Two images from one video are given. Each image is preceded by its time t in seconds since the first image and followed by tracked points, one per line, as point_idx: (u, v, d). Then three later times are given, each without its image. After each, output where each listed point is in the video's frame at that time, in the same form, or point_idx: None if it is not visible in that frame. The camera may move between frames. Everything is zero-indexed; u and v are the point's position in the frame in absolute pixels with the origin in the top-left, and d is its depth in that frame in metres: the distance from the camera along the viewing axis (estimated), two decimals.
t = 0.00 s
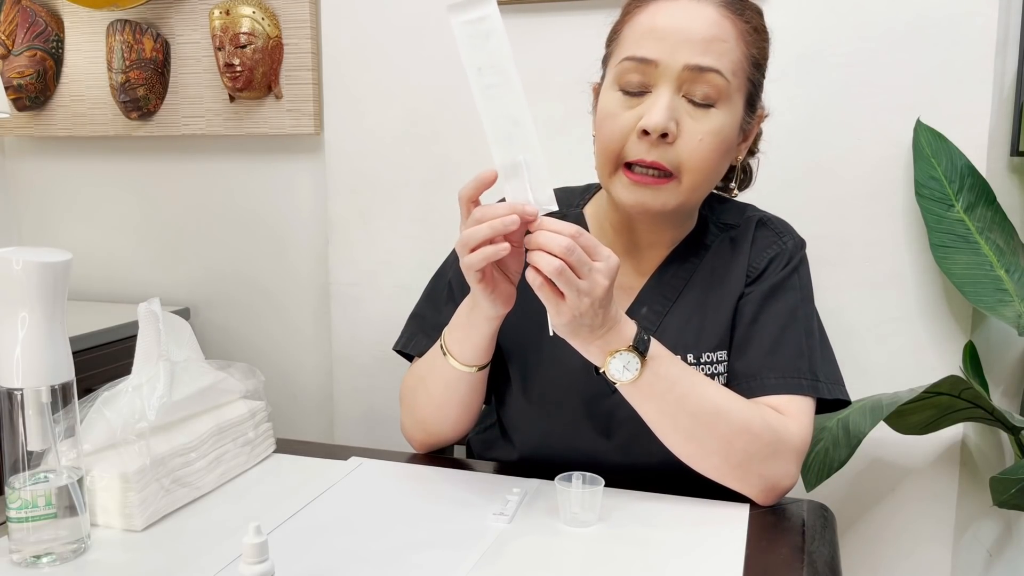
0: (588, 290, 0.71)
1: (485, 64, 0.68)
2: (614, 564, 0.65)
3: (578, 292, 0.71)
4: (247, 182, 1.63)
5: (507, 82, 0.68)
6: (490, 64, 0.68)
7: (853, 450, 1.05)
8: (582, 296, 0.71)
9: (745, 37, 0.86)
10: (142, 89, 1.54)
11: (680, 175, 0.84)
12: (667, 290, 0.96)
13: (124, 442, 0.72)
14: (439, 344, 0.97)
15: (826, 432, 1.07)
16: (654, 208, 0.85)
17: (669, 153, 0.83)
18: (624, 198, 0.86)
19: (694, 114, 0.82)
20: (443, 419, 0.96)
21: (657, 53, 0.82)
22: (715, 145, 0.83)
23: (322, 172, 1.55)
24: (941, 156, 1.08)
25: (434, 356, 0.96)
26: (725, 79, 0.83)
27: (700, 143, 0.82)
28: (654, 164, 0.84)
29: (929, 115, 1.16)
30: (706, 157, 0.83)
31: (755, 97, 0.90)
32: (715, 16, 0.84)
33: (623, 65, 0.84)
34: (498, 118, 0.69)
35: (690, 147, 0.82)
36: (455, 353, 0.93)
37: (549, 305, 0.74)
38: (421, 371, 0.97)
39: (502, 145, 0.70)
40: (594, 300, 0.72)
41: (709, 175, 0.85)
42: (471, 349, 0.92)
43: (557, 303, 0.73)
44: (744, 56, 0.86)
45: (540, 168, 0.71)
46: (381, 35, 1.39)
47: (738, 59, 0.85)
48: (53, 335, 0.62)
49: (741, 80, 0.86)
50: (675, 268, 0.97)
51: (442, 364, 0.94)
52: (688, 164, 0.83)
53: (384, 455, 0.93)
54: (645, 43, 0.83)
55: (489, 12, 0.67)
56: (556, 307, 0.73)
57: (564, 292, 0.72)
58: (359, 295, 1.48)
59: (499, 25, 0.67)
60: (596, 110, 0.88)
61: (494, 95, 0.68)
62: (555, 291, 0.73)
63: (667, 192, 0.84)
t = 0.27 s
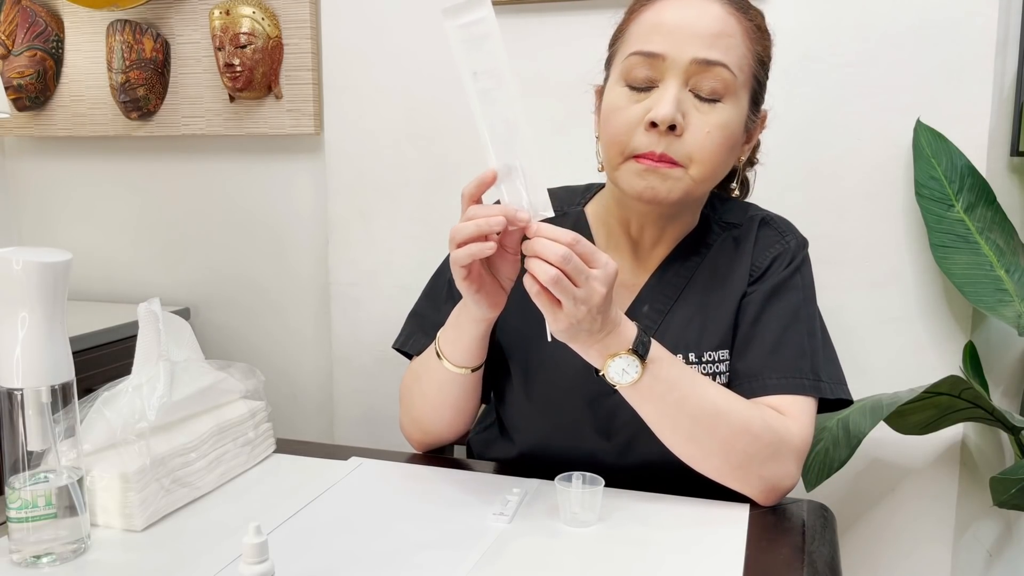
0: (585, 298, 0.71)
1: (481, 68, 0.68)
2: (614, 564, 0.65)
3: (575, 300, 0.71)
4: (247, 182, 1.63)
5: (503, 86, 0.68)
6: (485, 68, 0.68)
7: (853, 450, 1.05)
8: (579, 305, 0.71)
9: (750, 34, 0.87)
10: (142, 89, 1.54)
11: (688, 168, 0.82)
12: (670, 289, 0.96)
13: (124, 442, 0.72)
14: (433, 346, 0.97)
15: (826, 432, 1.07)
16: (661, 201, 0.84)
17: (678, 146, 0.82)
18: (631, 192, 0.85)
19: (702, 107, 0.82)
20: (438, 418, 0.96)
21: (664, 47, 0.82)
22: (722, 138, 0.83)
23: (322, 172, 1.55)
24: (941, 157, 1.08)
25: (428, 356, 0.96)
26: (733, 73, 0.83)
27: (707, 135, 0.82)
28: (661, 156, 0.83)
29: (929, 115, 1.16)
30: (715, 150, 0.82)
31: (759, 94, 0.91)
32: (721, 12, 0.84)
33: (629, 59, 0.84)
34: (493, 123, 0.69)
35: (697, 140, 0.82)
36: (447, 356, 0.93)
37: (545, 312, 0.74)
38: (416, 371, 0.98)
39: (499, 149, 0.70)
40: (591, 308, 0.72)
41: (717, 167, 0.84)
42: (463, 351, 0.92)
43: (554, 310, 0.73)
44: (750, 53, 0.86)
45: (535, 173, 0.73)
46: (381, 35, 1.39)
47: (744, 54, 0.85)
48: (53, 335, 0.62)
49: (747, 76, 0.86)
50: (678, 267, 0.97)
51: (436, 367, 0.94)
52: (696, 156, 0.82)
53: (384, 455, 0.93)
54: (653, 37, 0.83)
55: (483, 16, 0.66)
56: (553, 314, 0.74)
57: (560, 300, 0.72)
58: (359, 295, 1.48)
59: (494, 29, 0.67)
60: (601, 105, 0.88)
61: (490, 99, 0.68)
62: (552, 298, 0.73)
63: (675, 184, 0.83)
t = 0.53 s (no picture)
0: (581, 304, 0.71)
1: (472, 72, 0.66)
2: (614, 564, 0.65)
3: (572, 306, 0.71)
4: (247, 182, 1.63)
5: (494, 88, 0.67)
6: (475, 72, 0.66)
7: (853, 450, 1.05)
8: (577, 311, 0.71)
9: (742, 41, 0.86)
10: (142, 89, 1.54)
11: (676, 184, 0.84)
12: (671, 289, 0.96)
13: (124, 442, 0.72)
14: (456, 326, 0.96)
15: (826, 432, 1.07)
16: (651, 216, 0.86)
17: (665, 162, 0.83)
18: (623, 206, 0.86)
19: (689, 122, 0.82)
20: (452, 403, 0.94)
21: (650, 62, 0.82)
22: (710, 154, 0.83)
23: (322, 172, 1.55)
24: (941, 157, 1.08)
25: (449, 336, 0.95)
26: (720, 86, 0.82)
27: (694, 152, 0.82)
28: (650, 173, 0.84)
29: (929, 115, 1.16)
30: (702, 166, 0.83)
31: (754, 100, 0.90)
32: (708, 22, 0.83)
33: (618, 73, 0.84)
34: (487, 127, 0.69)
35: (686, 156, 0.82)
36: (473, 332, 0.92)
37: (543, 318, 0.74)
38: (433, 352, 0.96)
39: (495, 154, 0.70)
40: (589, 313, 0.72)
41: (705, 183, 0.85)
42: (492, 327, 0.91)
43: (552, 317, 0.73)
44: (739, 61, 0.85)
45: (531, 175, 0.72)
46: (381, 35, 1.39)
47: (733, 65, 0.84)
48: (53, 336, 0.62)
49: (737, 86, 0.85)
50: (679, 266, 0.97)
51: (461, 345, 0.93)
52: (684, 172, 0.83)
53: (384, 454, 0.93)
54: (640, 51, 0.82)
55: (472, 19, 0.65)
56: (550, 321, 0.73)
57: (557, 306, 0.72)
58: (359, 295, 1.48)
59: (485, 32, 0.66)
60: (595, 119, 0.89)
61: (483, 103, 0.67)
62: (549, 305, 0.73)
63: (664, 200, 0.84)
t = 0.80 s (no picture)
0: (582, 300, 0.71)
1: (476, 69, 0.68)
2: (614, 564, 0.65)
3: (573, 302, 0.71)
4: (247, 181, 1.63)
5: (498, 85, 0.68)
6: (479, 69, 0.68)
7: (853, 450, 1.05)
8: (577, 307, 0.71)
9: (710, 59, 0.83)
10: (142, 89, 1.54)
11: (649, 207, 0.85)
12: (673, 289, 0.96)
13: (124, 441, 0.72)
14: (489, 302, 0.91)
15: (826, 432, 1.08)
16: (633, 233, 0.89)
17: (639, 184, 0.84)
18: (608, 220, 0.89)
19: (660, 145, 0.82)
20: (489, 388, 0.92)
21: (618, 86, 0.81)
22: (682, 176, 0.84)
23: (322, 172, 1.55)
24: (941, 156, 1.08)
25: (482, 314, 0.90)
26: (686, 111, 0.81)
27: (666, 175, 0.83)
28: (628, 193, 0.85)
29: (929, 115, 1.16)
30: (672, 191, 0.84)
31: (733, 112, 0.87)
32: (675, 44, 0.81)
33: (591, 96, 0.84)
34: (491, 124, 0.70)
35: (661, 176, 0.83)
36: (512, 309, 0.89)
37: (544, 314, 0.74)
38: (465, 332, 0.91)
39: (498, 151, 0.71)
40: (590, 310, 0.72)
41: (679, 204, 0.87)
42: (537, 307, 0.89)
43: (553, 313, 0.73)
44: (710, 80, 0.83)
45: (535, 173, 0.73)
46: (381, 35, 1.39)
47: (702, 85, 0.82)
48: (53, 336, 0.62)
49: (709, 105, 0.83)
50: (681, 266, 0.97)
51: (500, 326, 0.89)
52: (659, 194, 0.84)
53: (384, 454, 0.93)
54: (605, 77, 0.82)
55: (477, 18, 0.66)
56: (551, 317, 0.74)
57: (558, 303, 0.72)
58: (359, 295, 1.48)
59: (489, 28, 0.66)
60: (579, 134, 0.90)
61: (488, 99, 0.69)
62: (550, 301, 0.73)
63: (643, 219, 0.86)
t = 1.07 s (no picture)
0: (585, 298, 0.71)
1: (482, 65, 0.67)
2: (614, 564, 0.65)
3: (576, 299, 0.71)
4: (247, 182, 1.62)
5: (503, 82, 0.68)
6: (486, 65, 0.67)
7: (853, 450, 1.05)
8: (579, 304, 0.71)
9: (715, 58, 0.83)
10: (142, 89, 1.54)
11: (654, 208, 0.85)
12: (673, 290, 0.96)
13: (124, 441, 0.71)
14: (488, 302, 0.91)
15: (826, 432, 1.08)
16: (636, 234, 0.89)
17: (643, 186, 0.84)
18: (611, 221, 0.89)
19: (664, 146, 0.82)
20: (488, 388, 0.92)
21: (621, 88, 0.80)
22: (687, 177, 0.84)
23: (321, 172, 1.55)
24: (941, 156, 1.08)
25: (482, 314, 0.90)
26: (692, 111, 0.81)
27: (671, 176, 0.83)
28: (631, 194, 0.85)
29: (929, 115, 1.16)
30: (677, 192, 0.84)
31: (737, 111, 0.87)
32: (680, 45, 0.81)
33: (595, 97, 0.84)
34: (495, 121, 0.69)
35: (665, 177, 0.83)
36: (512, 309, 0.89)
37: (546, 312, 0.74)
38: (464, 333, 0.91)
39: (501, 148, 0.70)
40: (592, 307, 0.72)
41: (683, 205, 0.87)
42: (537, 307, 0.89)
43: (555, 311, 0.73)
44: (714, 81, 0.83)
45: (538, 171, 0.72)
46: (381, 35, 1.39)
47: (706, 86, 0.82)
48: (53, 336, 0.62)
49: (713, 106, 0.83)
50: (682, 267, 0.97)
51: (500, 327, 0.89)
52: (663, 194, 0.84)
53: (384, 454, 0.93)
54: (609, 79, 0.81)
55: (483, 14, 0.65)
56: (553, 315, 0.74)
57: (561, 300, 0.72)
58: (359, 295, 1.48)
59: (495, 26, 0.66)
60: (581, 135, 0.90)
61: (493, 97, 0.68)
62: (552, 299, 0.73)
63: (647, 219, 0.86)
